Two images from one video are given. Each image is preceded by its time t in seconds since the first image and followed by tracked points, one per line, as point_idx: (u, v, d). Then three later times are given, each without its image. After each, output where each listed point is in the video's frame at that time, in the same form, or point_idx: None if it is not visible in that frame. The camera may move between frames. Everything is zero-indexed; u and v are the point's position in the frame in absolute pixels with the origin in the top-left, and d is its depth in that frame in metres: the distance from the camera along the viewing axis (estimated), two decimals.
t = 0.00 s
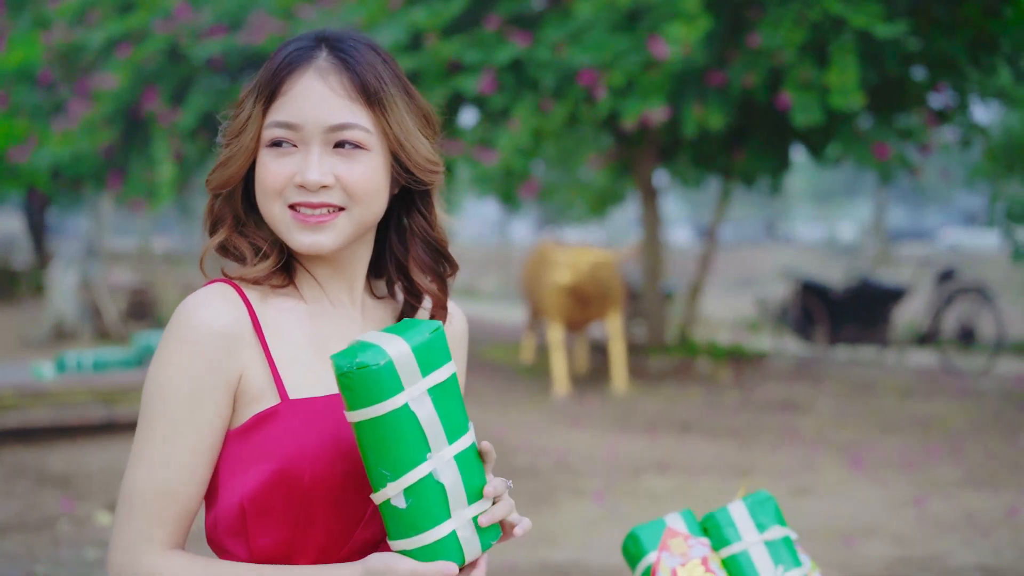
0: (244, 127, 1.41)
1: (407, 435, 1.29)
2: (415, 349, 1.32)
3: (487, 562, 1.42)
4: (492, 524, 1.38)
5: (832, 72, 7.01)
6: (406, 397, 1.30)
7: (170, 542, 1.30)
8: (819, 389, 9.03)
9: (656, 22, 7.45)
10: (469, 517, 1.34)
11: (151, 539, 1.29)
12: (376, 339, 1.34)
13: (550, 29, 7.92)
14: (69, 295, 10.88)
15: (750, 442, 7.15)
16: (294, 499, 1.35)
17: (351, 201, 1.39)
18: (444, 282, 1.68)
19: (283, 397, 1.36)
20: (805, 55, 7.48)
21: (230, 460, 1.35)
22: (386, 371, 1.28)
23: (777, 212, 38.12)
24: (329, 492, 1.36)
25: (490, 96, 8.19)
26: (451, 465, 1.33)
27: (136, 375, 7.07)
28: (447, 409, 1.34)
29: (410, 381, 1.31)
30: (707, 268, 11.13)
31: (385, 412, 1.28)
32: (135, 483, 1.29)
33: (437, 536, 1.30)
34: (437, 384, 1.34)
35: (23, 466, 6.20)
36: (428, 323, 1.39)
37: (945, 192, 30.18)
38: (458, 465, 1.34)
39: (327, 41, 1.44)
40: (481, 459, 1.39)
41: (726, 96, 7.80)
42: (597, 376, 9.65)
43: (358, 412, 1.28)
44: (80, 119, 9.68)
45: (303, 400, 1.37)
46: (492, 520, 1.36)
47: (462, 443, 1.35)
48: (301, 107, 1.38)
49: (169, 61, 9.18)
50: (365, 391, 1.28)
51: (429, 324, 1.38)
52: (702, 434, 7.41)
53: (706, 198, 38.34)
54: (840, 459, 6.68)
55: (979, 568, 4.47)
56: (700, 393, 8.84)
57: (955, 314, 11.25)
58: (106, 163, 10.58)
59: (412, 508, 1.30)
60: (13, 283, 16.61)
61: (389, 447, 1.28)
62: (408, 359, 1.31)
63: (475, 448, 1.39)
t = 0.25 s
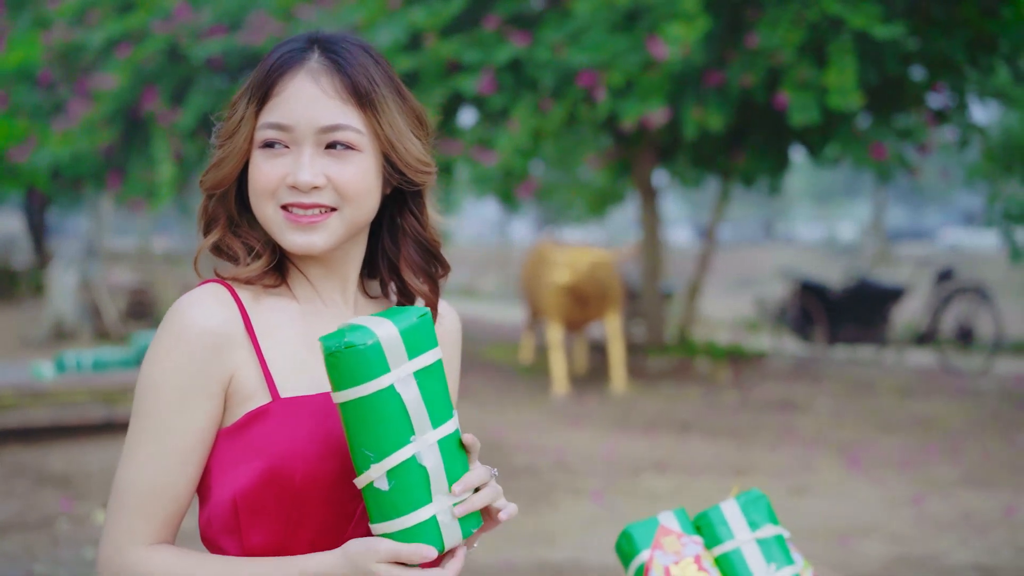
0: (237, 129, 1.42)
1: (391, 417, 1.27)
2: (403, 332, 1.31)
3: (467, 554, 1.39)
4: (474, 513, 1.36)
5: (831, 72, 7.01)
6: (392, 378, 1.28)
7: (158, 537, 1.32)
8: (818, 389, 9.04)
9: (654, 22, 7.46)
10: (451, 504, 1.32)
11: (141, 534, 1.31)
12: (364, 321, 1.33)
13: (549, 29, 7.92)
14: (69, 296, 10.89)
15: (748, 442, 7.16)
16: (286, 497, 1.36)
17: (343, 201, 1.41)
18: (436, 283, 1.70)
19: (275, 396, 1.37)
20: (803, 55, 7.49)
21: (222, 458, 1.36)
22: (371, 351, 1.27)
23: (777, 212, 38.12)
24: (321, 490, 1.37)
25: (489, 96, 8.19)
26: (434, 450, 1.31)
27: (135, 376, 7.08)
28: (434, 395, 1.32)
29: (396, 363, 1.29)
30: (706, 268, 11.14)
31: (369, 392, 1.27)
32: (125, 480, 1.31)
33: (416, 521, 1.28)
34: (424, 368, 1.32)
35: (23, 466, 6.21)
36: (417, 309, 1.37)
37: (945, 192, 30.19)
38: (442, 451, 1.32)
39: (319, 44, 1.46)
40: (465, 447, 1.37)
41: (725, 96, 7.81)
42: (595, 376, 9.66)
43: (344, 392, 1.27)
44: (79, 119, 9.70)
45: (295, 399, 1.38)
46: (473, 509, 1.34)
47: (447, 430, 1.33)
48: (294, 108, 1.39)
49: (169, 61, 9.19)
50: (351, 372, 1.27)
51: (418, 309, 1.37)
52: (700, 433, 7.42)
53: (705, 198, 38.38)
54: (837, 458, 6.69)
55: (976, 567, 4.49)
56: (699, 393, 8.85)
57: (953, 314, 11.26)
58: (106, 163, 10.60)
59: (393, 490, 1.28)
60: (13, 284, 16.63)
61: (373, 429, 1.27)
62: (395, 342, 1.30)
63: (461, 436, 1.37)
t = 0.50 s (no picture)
0: (230, 132, 1.44)
1: (383, 411, 1.28)
2: (397, 327, 1.32)
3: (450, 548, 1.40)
4: (460, 507, 1.37)
5: (829, 72, 7.02)
6: (384, 373, 1.29)
7: (149, 534, 1.34)
8: (817, 388, 9.05)
9: (653, 23, 7.47)
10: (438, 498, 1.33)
11: (132, 532, 1.33)
12: (359, 314, 1.34)
13: (548, 30, 7.92)
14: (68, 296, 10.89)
15: (746, 441, 7.17)
16: (276, 497, 1.37)
17: (334, 203, 1.42)
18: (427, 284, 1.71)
19: (267, 397, 1.38)
20: (802, 55, 7.49)
21: (214, 458, 1.38)
22: (364, 346, 1.28)
23: (777, 212, 38.13)
24: (311, 491, 1.38)
25: (489, 96, 8.20)
26: (423, 444, 1.32)
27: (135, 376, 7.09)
28: (425, 391, 1.33)
29: (389, 358, 1.30)
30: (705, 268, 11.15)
31: (362, 386, 1.27)
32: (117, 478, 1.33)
33: (402, 513, 1.29)
34: (416, 364, 1.33)
35: (22, 466, 6.22)
36: (411, 305, 1.38)
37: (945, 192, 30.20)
38: (430, 447, 1.33)
39: (311, 47, 1.47)
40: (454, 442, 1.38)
41: (724, 96, 7.82)
42: (595, 375, 9.67)
43: (337, 384, 1.28)
44: (79, 120, 9.71)
45: (286, 400, 1.39)
46: (457, 503, 1.35)
47: (437, 426, 1.34)
48: (285, 111, 1.40)
49: (169, 62, 9.21)
50: (345, 365, 1.27)
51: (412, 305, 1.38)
52: (699, 433, 7.43)
53: (705, 198, 38.38)
54: (836, 458, 6.70)
55: (973, 567, 4.50)
56: (698, 392, 8.85)
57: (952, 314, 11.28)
58: (105, 163, 10.61)
59: (381, 482, 1.28)
60: (13, 284, 16.64)
61: (363, 422, 1.28)
62: (389, 337, 1.30)
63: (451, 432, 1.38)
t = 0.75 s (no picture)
0: (223, 134, 1.45)
1: (379, 412, 1.28)
2: (388, 330, 1.32)
3: (451, 538, 1.42)
4: (458, 500, 1.37)
5: (827, 73, 7.03)
6: (379, 375, 1.29)
7: (142, 533, 1.35)
8: (815, 389, 9.06)
9: (652, 23, 7.48)
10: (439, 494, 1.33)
11: (125, 531, 1.34)
12: (350, 318, 1.33)
13: (547, 31, 7.92)
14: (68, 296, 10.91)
15: (744, 441, 7.18)
16: (268, 496, 1.38)
17: (326, 205, 1.43)
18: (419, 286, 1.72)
19: (258, 398, 1.39)
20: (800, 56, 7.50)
21: (206, 459, 1.39)
22: (359, 349, 1.27)
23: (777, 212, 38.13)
24: (303, 491, 1.39)
25: (487, 96, 8.20)
26: (419, 443, 1.32)
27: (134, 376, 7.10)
28: (418, 392, 1.34)
29: (383, 360, 1.30)
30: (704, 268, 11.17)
31: (358, 388, 1.27)
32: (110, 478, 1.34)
33: (404, 510, 1.29)
34: (410, 365, 1.33)
35: (22, 465, 6.23)
36: (400, 306, 1.39)
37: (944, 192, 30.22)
38: (427, 444, 1.34)
39: (303, 51, 1.48)
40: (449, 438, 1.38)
41: (723, 97, 7.83)
42: (593, 376, 9.68)
43: (333, 389, 1.27)
44: (79, 120, 9.73)
45: (278, 401, 1.40)
46: (457, 497, 1.35)
47: (432, 424, 1.35)
48: (277, 114, 1.41)
49: (169, 62, 9.23)
50: (340, 368, 1.27)
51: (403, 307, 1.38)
52: (697, 433, 7.44)
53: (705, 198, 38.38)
54: (833, 458, 6.70)
55: (969, 566, 4.50)
56: (696, 393, 8.86)
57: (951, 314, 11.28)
58: (105, 163, 10.63)
59: (382, 482, 1.28)
60: (13, 284, 16.65)
61: (361, 424, 1.27)
62: (382, 340, 1.30)
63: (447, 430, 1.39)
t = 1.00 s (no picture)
0: (216, 135, 1.46)
1: (384, 428, 1.28)
2: (382, 345, 1.30)
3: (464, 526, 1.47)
4: (469, 493, 1.42)
5: (825, 73, 7.03)
6: (379, 391, 1.28)
7: (136, 530, 1.37)
8: (814, 389, 9.07)
9: (651, 24, 7.49)
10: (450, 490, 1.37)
11: (118, 529, 1.36)
12: (341, 336, 1.30)
13: (546, 32, 7.93)
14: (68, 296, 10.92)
15: (743, 441, 7.19)
16: (260, 495, 1.39)
17: (319, 207, 1.44)
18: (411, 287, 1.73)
19: (251, 398, 1.41)
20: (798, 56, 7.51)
21: (200, 459, 1.40)
22: (360, 369, 1.25)
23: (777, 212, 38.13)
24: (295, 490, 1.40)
25: (486, 97, 8.21)
26: (426, 447, 1.34)
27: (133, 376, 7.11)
28: (417, 398, 1.34)
29: (381, 376, 1.28)
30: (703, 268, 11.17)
31: (362, 408, 1.26)
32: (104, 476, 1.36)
33: (421, 513, 1.34)
34: (407, 374, 1.33)
35: (22, 465, 6.24)
36: (390, 317, 1.36)
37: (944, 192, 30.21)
38: (433, 446, 1.36)
39: (297, 53, 1.49)
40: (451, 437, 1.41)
41: (722, 97, 7.84)
42: (592, 376, 9.69)
43: (335, 411, 1.25)
44: (79, 120, 9.75)
45: (270, 401, 1.41)
46: (466, 491, 1.39)
47: (434, 426, 1.36)
48: (270, 116, 1.43)
49: (169, 62, 9.24)
50: (341, 392, 1.25)
51: (388, 316, 1.36)
52: (696, 433, 7.45)
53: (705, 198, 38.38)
54: (831, 458, 6.71)
55: (965, 566, 4.51)
56: (695, 393, 8.87)
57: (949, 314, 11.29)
58: (105, 163, 10.64)
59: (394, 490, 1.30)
60: (13, 284, 16.67)
61: (369, 444, 1.27)
62: (378, 357, 1.28)
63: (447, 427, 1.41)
